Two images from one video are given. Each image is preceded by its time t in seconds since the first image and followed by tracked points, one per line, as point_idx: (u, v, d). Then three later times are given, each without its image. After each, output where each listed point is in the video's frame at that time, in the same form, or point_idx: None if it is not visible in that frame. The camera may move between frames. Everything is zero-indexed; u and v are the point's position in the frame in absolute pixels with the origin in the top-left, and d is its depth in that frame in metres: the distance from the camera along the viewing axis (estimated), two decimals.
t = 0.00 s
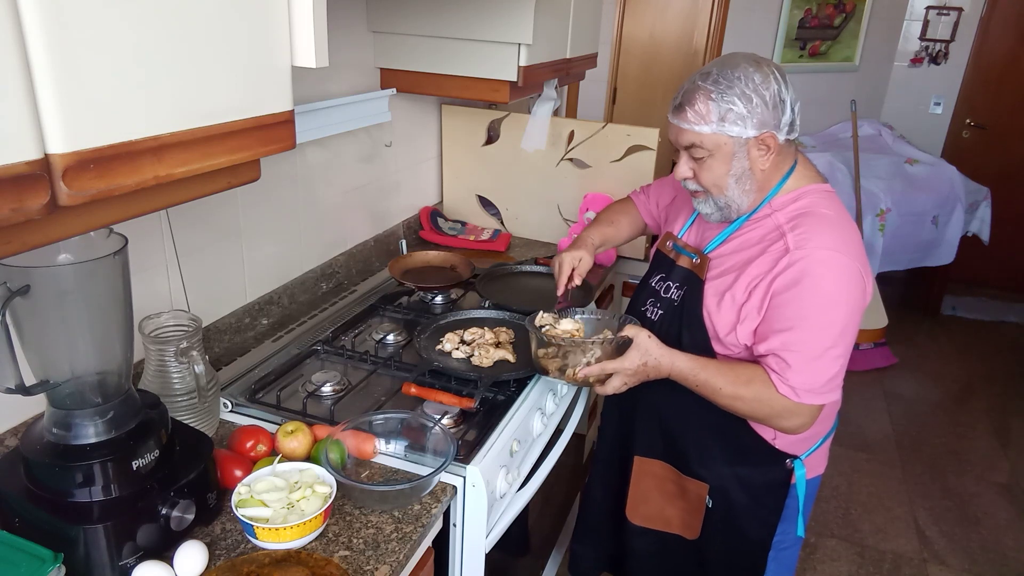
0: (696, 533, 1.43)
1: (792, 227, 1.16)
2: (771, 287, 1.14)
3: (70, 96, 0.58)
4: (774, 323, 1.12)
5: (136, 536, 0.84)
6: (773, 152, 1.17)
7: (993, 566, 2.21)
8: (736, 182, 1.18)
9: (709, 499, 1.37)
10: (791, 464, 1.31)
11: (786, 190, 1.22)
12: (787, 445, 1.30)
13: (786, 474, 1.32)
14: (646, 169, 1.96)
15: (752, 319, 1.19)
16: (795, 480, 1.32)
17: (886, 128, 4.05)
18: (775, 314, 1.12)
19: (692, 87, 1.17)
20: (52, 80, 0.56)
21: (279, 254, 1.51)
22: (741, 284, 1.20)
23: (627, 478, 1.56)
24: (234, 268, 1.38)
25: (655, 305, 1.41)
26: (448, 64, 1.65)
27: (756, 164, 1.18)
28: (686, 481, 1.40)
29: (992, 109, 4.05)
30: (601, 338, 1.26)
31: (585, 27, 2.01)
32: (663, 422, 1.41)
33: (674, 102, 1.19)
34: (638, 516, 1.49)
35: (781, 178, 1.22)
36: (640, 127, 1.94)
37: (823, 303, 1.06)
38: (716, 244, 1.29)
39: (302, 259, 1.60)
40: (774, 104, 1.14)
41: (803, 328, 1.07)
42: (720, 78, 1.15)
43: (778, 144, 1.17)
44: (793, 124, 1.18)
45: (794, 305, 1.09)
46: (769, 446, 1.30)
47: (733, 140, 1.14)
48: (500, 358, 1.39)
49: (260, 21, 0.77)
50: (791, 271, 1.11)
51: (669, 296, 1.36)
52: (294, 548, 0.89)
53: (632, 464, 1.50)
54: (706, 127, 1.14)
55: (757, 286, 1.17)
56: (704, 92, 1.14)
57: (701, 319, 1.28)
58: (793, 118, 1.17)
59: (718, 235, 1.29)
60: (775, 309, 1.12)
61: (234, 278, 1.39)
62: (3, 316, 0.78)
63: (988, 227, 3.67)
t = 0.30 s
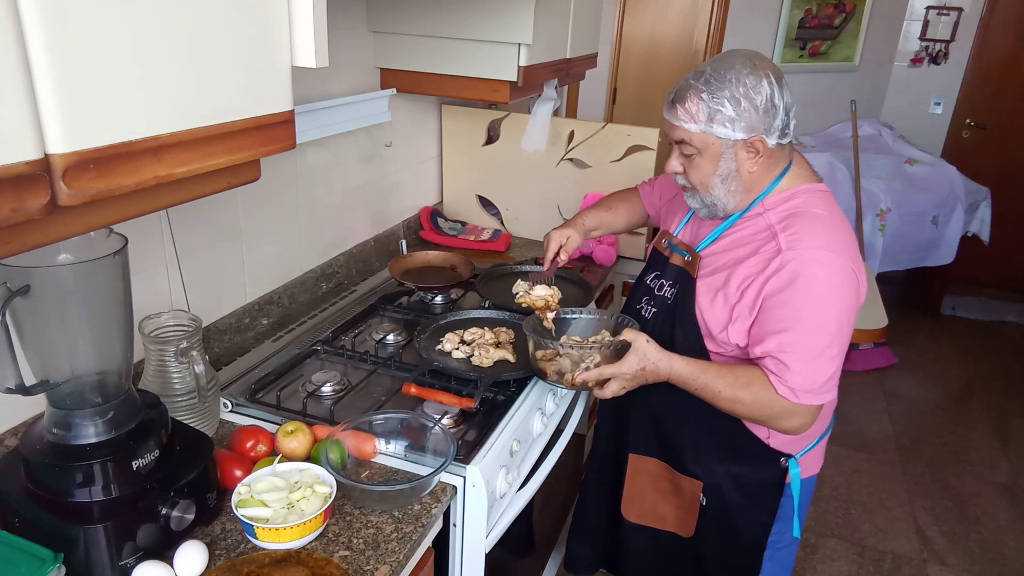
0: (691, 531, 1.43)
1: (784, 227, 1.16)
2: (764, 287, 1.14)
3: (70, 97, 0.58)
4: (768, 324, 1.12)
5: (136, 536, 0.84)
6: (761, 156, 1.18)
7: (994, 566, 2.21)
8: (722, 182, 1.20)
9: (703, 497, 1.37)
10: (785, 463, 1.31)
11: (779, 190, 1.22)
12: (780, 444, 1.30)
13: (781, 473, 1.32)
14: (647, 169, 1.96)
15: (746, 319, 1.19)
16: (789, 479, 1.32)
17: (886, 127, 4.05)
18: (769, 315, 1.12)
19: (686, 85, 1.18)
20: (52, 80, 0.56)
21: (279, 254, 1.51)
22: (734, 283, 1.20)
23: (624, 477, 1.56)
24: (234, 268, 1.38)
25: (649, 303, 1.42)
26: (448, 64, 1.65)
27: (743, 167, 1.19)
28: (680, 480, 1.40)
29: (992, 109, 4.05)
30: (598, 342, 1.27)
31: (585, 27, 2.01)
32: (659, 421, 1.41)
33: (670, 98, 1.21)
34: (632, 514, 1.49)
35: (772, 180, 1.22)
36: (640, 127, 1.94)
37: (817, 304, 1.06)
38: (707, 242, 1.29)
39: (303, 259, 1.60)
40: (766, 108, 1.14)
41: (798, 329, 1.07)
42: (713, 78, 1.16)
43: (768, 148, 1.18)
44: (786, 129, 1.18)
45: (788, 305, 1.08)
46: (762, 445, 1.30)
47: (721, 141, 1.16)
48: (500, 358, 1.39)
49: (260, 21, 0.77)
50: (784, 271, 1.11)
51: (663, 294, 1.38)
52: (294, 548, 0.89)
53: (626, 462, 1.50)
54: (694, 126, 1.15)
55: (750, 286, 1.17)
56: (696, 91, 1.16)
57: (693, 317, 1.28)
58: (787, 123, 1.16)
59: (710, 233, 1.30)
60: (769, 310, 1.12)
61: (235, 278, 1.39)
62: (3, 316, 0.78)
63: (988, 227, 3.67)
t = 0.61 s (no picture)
0: (686, 528, 1.43)
1: (776, 227, 1.16)
2: (757, 286, 1.14)
3: (70, 96, 0.58)
4: (762, 324, 1.12)
5: (136, 536, 0.84)
6: (756, 153, 1.18)
7: (993, 566, 2.21)
8: (716, 178, 1.20)
9: (697, 494, 1.38)
10: (780, 460, 1.31)
11: (773, 188, 1.22)
12: (775, 441, 1.29)
13: (775, 471, 1.32)
14: (646, 169, 1.96)
15: (740, 318, 1.19)
16: (784, 477, 1.31)
17: (885, 128, 4.05)
18: (763, 315, 1.12)
19: (685, 79, 1.18)
20: (52, 80, 0.56)
21: (279, 254, 1.51)
22: (727, 282, 1.21)
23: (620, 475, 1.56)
24: (234, 268, 1.38)
25: (644, 300, 1.42)
26: (448, 64, 1.65)
27: (738, 164, 1.19)
28: (675, 477, 1.41)
29: (992, 109, 4.05)
30: (596, 341, 1.26)
31: (585, 27, 2.01)
32: (657, 418, 1.41)
33: (668, 92, 1.21)
34: (628, 510, 1.49)
35: (767, 178, 1.22)
36: (640, 127, 1.94)
37: (811, 302, 1.06)
38: (700, 240, 1.30)
39: (303, 259, 1.60)
40: (763, 106, 1.14)
41: (791, 328, 1.07)
42: (711, 73, 1.16)
43: (763, 146, 1.18)
44: (782, 127, 1.18)
45: (782, 305, 1.09)
46: (757, 442, 1.29)
47: (716, 136, 1.16)
48: (500, 358, 1.39)
49: (260, 19, 0.77)
50: (776, 271, 1.11)
51: (657, 290, 1.38)
52: (294, 548, 0.89)
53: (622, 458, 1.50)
54: (691, 121, 1.15)
55: (743, 285, 1.18)
56: (694, 86, 1.16)
57: (686, 312, 1.28)
58: (782, 122, 1.16)
59: (704, 232, 1.30)
60: (762, 309, 1.12)
61: (235, 278, 1.39)
62: (4, 316, 0.78)
63: (987, 227, 3.67)
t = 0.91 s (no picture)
0: (680, 526, 1.43)
1: (773, 223, 1.16)
2: (756, 283, 1.14)
3: (70, 96, 0.58)
4: (761, 321, 1.11)
5: (137, 536, 0.84)
6: (751, 149, 1.18)
7: (994, 566, 2.21)
8: (710, 172, 1.20)
9: (691, 489, 1.37)
10: (775, 457, 1.30)
11: (769, 186, 1.22)
12: (769, 437, 1.29)
13: (769, 469, 1.31)
14: (646, 169, 1.96)
15: (738, 315, 1.18)
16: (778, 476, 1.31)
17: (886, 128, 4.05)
18: (762, 313, 1.11)
19: (686, 70, 1.18)
20: (52, 80, 0.56)
21: (279, 254, 1.51)
22: (724, 279, 1.20)
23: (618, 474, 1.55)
24: (234, 268, 1.38)
25: (639, 295, 1.43)
26: (448, 64, 1.64)
27: (732, 158, 1.19)
28: (669, 472, 1.40)
29: (992, 109, 4.05)
30: (599, 341, 1.27)
31: (586, 27, 2.01)
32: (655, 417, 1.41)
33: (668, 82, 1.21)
34: (622, 507, 1.50)
35: (763, 175, 1.22)
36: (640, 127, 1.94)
37: (811, 299, 1.06)
38: (697, 236, 1.30)
39: (303, 259, 1.60)
40: (760, 101, 1.14)
41: (791, 325, 1.07)
42: (712, 65, 1.16)
43: (758, 142, 1.18)
44: (778, 125, 1.18)
45: (781, 302, 1.08)
46: (752, 438, 1.29)
47: (713, 129, 1.16)
48: (500, 358, 1.39)
49: (259, 19, 0.77)
50: (775, 268, 1.11)
51: (653, 286, 1.39)
52: (294, 548, 0.89)
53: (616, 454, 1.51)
54: (689, 111, 1.15)
55: (740, 282, 1.17)
56: (694, 77, 1.16)
57: (683, 308, 1.28)
58: (779, 120, 1.17)
59: (700, 228, 1.30)
60: (761, 306, 1.12)
61: (235, 278, 1.39)
62: (4, 316, 0.78)
63: (987, 227, 3.67)
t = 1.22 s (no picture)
0: (685, 525, 1.42)
1: (775, 217, 1.16)
2: (762, 277, 1.14)
3: (70, 96, 0.58)
4: (770, 314, 1.11)
5: (137, 536, 0.84)
6: (749, 144, 1.18)
7: (994, 566, 2.21)
8: (708, 166, 1.19)
9: (697, 489, 1.37)
10: (779, 455, 1.31)
11: (767, 181, 1.23)
12: (774, 435, 1.30)
13: (774, 467, 1.32)
14: (646, 169, 1.96)
15: (745, 309, 1.18)
16: (782, 473, 1.32)
17: (886, 128, 4.05)
18: (770, 306, 1.11)
19: (684, 65, 1.18)
20: (52, 80, 0.56)
21: (279, 254, 1.51)
22: (729, 275, 1.20)
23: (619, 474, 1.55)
24: (234, 268, 1.38)
25: (641, 297, 1.42)
26: (448, 64, 1.64)
27: (731, 152, 1.19)
28: (674, 472, 1.40)
29: (992, 109, 4.05)
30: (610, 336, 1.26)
31: (586, 27, 2.01)
32: (656, 418, 1.41)
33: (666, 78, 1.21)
34: (626, 509, 1.49)
35: (761, 170, 1.23)
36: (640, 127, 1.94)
37: (819, 290, 1.07)
38: (698, 233, 1.29)
39: (303, 259, 1.60)
40: (758, 96, 1.14)
41: (801, 317, 1.08)
42: (710, 59, 1.16)
43: (756, 137, 1.18)
44: (775, 121, 1.18)
45: (789, 295, 1.09)
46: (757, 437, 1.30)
47: (711, 123, 1.16)
48: (500, 358, 1.39)
49: (259, 18, 0.77)
50: (781, 261, 1.11)
51: (654, 287, 1.38)
52: (294, 548, 0.89)
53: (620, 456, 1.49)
54: (688, 105, 1.15)
55: (746, 276, 1.17)
56: (693, 71, 1.16)
57: (687, 305, 1.27)
58: (776, 114, 1.17)
59: (700, 226, 1.30)
60: (769, 300, 1.12)
61: (235, 278, 1.39)
62: (4, 316, 0.78)
63: (987, 227, 3.67)
